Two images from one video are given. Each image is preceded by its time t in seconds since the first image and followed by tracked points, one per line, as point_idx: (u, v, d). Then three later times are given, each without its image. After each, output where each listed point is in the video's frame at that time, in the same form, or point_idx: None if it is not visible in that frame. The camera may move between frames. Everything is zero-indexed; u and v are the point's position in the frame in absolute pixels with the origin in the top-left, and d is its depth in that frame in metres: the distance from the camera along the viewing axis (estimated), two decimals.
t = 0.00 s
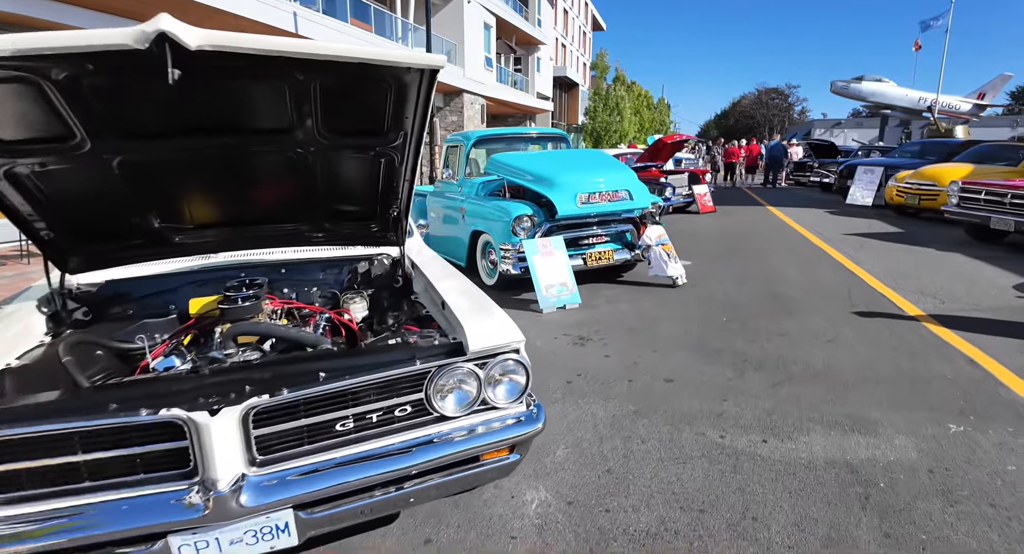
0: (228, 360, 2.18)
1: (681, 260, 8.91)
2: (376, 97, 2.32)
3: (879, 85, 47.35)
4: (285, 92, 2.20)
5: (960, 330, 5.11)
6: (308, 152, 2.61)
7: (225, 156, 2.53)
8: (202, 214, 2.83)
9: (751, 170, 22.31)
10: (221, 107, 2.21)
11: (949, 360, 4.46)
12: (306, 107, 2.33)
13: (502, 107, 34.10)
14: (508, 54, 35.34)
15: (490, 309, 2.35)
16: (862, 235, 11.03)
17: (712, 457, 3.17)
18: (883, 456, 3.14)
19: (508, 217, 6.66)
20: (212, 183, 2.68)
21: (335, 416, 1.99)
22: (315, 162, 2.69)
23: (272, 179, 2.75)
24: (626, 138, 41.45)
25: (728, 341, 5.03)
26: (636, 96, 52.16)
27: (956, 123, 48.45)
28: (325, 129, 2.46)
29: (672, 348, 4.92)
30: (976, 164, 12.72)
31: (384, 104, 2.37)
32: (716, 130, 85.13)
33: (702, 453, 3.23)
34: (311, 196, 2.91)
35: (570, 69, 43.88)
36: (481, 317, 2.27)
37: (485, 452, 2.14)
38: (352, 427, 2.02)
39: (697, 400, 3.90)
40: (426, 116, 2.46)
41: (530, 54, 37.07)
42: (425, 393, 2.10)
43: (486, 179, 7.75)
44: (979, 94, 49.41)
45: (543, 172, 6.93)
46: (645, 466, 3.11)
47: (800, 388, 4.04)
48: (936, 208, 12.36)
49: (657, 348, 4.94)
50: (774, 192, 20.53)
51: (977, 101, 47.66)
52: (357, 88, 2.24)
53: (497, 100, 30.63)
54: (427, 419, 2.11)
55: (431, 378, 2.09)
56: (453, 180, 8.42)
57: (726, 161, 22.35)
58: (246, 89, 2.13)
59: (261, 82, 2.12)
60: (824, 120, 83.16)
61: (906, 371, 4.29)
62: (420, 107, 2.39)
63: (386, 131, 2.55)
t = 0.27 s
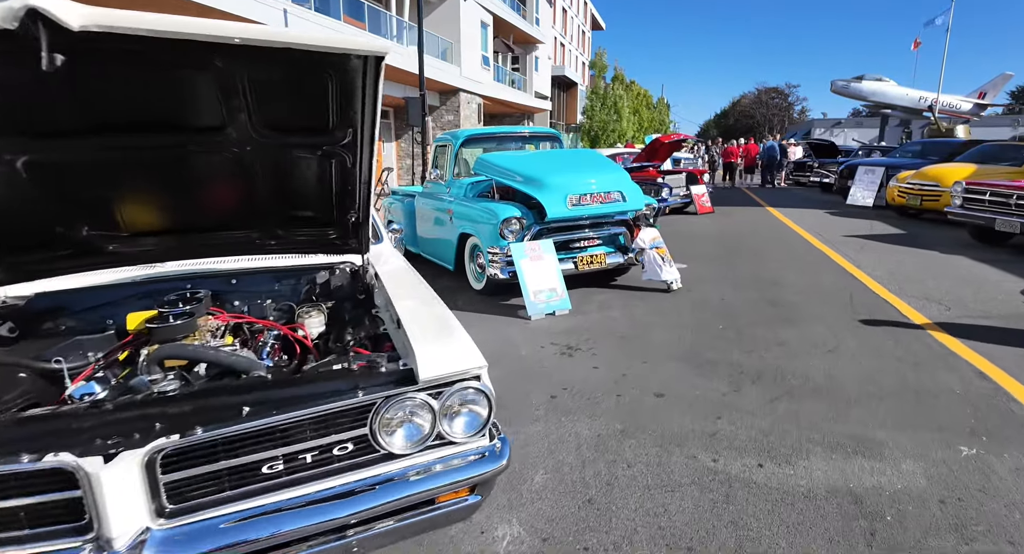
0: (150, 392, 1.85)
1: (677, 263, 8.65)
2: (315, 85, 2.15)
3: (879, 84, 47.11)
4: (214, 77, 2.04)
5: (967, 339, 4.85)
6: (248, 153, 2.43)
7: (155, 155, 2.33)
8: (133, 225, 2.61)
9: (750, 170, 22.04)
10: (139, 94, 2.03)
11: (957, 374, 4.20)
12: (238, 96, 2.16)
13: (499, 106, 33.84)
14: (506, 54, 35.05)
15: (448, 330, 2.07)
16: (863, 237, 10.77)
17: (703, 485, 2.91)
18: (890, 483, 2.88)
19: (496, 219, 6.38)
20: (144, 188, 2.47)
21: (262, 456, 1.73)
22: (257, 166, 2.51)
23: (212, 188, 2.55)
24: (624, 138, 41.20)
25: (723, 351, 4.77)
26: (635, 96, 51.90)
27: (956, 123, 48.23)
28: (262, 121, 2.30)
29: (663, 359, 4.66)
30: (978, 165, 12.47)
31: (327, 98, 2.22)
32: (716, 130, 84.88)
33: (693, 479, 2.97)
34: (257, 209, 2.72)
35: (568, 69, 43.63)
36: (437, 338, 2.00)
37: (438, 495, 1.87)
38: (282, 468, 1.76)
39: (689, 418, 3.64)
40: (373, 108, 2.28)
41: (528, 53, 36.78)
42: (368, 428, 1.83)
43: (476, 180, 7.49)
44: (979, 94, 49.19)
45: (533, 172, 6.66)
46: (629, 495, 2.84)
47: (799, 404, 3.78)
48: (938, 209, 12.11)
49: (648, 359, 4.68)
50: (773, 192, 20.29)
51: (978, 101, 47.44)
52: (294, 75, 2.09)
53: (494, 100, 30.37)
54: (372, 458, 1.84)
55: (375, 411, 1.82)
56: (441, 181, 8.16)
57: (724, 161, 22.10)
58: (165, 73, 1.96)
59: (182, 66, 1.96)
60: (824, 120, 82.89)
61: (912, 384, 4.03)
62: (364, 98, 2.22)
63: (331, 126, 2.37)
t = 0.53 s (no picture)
0: (17, 430, 1.59)
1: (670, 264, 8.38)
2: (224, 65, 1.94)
3: (879, 83, 46.82)
4: (102, 62, 1.81)
5: (973, 347, 4.59)
6: (159, 150, 2.20)
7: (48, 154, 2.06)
8: (39, 237, 2.34)
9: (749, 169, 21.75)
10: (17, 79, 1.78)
11: (964, 386, 3.93)
12: (135, 87, 1.93)
13: (496, 105, 33.57)
14: (503, 51, 34.75)
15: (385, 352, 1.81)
16: (863, 237, 10.50)
17: (687, 515, 2.64)
18: (893, 513, 2.61)
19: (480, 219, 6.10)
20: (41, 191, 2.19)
21: (152, 506, 1.46)
22: (172, 167, 2.28)
23: (127, 196, 2.32)
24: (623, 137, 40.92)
25: (715, 360, 4.49)
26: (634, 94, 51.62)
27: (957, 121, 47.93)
28: (167, 111, 2.08)
29: (651, 368, 4.39)
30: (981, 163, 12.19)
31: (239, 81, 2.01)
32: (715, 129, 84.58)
33: (677, 507, 2.70)
34: (182, 214, 2.49)
35: (567, 67, 43.34)
36: (369, 364, 1.73)
37: (365, 547, 1.58)
38: (178, 518, 1.49)
39: (675, 435, 3.36)
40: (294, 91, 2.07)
41: (526, 51, 36.47)
42: (282, 472, 1.56)
43: (461, 179, 7.23)
44: (980, 92, 48.94)
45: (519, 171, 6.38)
46: (605, 527, 2.57)
47: (793, 420, 3.51)
48: (940, 208, 11.84)
49: (635, 368, 4.41)
50: (771, 191, 20.03)
51: (979, 99, 47.19)
52: (196, 55, 1.87)
53: (491, 98, 30.08)
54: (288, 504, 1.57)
55: (289, 452, 1.55)
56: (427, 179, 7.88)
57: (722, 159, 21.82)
58: (46, 55, 1.73)
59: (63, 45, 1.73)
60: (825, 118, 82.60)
61: (915, 397, 3.76)
62: (281, 78, 2.01)
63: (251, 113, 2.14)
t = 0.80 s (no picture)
0: None
1: (665, 268, 8.12)
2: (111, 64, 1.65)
3: (880, 81, 46.51)
4: None
5: (980, 361, 4.34)
6: (53, 157, 1.93)
7: None
8: None
9: (748, 168, 21.48)
10: None
11: (972, 405, 3.67)
12: (3, 87, 1.66)
13: (494, 103, 33.32)
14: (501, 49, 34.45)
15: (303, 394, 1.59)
16: (864, 239, 10.25)
17: None
18: None
19: (464, 223, 5.86)
20: None
21: None
22: (75, 179, 2.02)
23: (26, 205, 2.06)
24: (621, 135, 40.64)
25: (707, 375, 4.25)
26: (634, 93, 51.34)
27: (958, 119, 47.61)
28: (54, 115, 1.79)
29: (639, 383, 4.14)
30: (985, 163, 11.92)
31: (127, 82, 1.71)
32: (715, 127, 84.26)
33: (657, 546, 2.46)
34: (100, 229, 2.25)
35: (565, 65, 43.08)
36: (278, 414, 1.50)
37: None
38: None
39: (660, 461, 3.11)
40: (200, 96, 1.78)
41: (523, 49, 36.19)
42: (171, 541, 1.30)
43: (447, 180, 6.97)
44: (982, 91, 48.65)
45: (506, 172, 6.13)
46: None
47: (789, 443, 3.26)
48: (942, 209, 11.57)
49: (621, 383, 4.16)
50: (771, 191, 19.78)
51: (980, 97, 46.92)
52: (69, 52, 1.59)
53: (488, 96, 29.80)
54: None
55: (178, 515, 1.31)
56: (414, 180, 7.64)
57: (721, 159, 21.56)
58: None
59: None
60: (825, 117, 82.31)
61: (919, 418, 3.51)
62: (181, 81, 1.72)
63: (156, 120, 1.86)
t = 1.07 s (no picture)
0: None
1: (660, 269, 7.87)
2: None
3: (882, 79, 46.16)
4: None
5: (991, 372, 4.09)
6: None
7: None
8: None
9: (748, 166, 21.20)
10: None
11: (984, 420, 3.42)
12: None
13: (492, 101, 33.03)
14: (499, 46, 34.12)
15: (202, 429, 1.54)
16: (866, 239, 9.99)
17: None
18: None
19: (449, 222, 5.61)
20: None
21: None
22: None
23: None
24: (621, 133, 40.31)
25: (701, 385, 4.00)
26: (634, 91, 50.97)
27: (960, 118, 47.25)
28: None
29: (628, 394, 3.89)
30: (990, 161, 11.65)
31: None
32: (716, 126, 83.87)
33: None
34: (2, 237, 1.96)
35: (565, 62, 42.76)
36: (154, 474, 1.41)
37: None
38: None
39: (647, 483, 2.87)
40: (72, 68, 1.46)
41: (522, 46, 35.86)
42: None
43: (434, 178, 6.71)
44: (984, 89, 48.34)
45: (494, 170, 5.87)
46: None
47: (788, 463, 3.01)
48: (946, 209, 11.31)
49: (609, 394, 3.91)
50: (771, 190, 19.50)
51: (982, 96, 46.61)
52: None
53: (486, 94, 29.46)
54: None
55: None
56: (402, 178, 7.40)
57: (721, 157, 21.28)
58: None
59: None
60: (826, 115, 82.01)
61: (928, 435, 3.27)
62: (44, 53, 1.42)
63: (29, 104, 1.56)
